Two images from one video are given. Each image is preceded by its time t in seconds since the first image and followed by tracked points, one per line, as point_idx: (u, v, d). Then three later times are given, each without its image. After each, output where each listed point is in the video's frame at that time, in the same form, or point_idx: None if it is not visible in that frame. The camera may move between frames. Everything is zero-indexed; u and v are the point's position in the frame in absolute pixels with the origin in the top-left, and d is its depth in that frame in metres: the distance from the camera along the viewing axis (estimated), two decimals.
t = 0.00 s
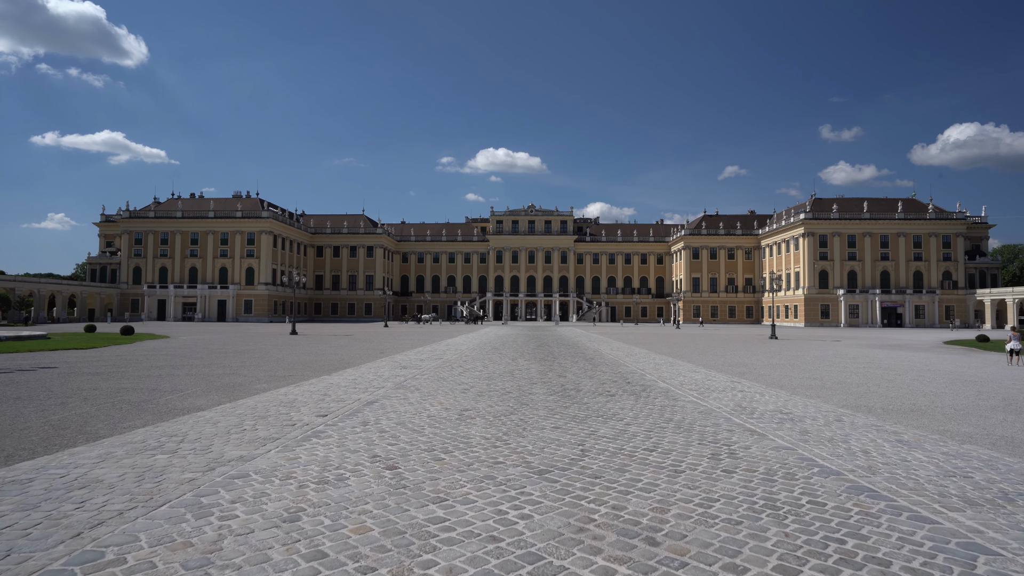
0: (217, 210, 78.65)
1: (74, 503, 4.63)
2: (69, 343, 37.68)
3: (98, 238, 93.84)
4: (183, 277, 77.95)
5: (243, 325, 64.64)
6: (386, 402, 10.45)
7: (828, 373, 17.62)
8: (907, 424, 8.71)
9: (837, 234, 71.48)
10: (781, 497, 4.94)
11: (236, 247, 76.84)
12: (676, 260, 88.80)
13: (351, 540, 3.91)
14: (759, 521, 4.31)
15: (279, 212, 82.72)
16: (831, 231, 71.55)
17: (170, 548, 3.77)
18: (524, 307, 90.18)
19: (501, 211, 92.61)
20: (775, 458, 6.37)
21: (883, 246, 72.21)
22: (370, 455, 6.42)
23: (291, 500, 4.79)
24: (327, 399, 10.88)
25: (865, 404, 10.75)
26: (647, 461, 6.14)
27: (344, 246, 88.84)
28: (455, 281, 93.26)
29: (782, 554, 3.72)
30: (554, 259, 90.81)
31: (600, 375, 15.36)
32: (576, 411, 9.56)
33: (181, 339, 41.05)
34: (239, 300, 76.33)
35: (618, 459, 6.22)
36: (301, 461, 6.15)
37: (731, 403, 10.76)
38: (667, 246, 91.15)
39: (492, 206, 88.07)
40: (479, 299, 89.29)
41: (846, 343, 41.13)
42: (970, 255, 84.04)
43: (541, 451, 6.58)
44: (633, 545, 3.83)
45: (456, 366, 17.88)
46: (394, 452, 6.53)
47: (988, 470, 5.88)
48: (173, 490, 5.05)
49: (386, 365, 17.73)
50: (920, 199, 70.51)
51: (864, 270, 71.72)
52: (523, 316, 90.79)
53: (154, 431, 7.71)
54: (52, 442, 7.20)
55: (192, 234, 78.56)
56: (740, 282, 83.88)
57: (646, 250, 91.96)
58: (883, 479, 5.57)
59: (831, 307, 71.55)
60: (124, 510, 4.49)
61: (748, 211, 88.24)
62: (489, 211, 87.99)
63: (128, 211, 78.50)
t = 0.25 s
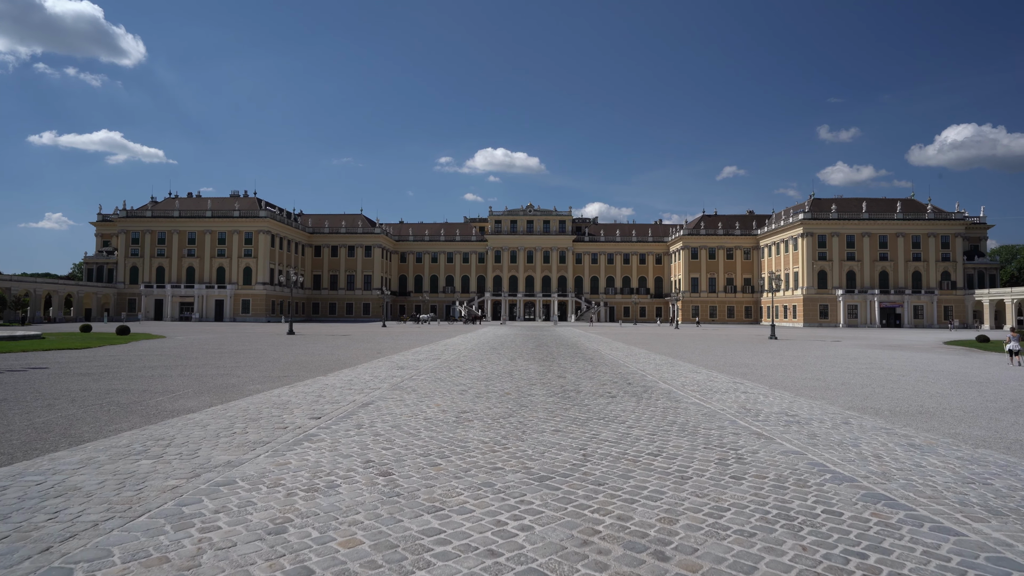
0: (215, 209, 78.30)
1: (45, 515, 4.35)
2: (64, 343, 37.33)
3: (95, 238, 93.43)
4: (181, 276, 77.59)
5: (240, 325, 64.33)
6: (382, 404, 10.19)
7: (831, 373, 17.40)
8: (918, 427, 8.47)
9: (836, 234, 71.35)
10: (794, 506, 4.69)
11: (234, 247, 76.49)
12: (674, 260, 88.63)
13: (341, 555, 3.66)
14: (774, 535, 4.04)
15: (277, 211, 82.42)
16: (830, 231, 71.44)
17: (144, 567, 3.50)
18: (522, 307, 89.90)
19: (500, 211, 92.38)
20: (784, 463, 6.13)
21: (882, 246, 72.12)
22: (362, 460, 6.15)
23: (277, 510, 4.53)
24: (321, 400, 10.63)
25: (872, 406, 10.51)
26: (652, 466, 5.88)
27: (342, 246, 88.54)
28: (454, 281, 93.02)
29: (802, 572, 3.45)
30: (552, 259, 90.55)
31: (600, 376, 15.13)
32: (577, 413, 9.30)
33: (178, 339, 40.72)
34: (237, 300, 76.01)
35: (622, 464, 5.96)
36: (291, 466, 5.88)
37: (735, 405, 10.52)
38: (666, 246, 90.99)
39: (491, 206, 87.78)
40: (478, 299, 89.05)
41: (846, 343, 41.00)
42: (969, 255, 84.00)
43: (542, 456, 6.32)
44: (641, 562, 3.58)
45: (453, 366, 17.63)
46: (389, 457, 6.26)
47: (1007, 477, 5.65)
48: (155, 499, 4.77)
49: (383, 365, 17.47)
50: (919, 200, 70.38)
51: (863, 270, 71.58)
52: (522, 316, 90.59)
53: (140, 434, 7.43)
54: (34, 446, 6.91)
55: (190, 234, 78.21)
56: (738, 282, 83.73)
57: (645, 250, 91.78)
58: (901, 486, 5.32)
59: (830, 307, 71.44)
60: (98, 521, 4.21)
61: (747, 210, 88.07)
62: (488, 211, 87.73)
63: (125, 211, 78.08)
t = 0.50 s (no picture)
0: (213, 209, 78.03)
1: (17, 530, 4.09)
2: (60, 343, 37.07)
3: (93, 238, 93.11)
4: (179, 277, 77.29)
5: (238, 326, 64.05)
6: (378, 408, 9.95)
7: (834, 375, 17.17)
8: (929, 431, 8.25)
9: (836, 234, 71.20)
10: (811, 519, 4.44)
11: (232, 247, 76.18)
12: (674, 260, 88.40)
13: None
14: (793, 553, 3.79)
15: (276, 211, 82.13)
16: (829, 231, 71.27)
17: None
18: (521, 307, 89.61)
19: (499, 211, 92.18)
20: (796, 471, 5.88)
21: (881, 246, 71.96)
22: (356, 469, 5.90)
23: (263, 524, 4.27)
24: (316, 404, 10.38)
25: (880, 409, 10.28)
26: (658, 475, 5.64)
27: (341, 246, 88.25)
28: (452, 281, 92.75)
29: None
30: (552, 259, 90.32)
31: (601, 378, 14.90)
32: (578, 418, 9.05)
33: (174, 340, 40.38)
34: (235, 301, 75.69)
35: (627, 473, 5.71)
36: (281, 475, 5.64)
37: (740, 408, 10.27)
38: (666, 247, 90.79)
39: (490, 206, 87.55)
40: (477, 299, 88.79)
41: (847, 344, 40.83)
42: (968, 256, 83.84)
43: (543, 464, 6.09)
44: None
45: (452, 367, 17.38)
46: (384, 465, 6.01)
47: None
48: (136, 512, 4.52)
49: (380, 367, 17.21)
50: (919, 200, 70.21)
51: (862, 270, 71.37)
52: (521, 316, 90.31)
53: (127, 440, 7.18)
54: (16, 453, 6.66)
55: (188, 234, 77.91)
56: (738, 282, 83.52)
57: (644, 250, 91.56)
58: (921, 497, 5.07)
59: (830, 307, 71.28)
60: (73, 537, 3.96)
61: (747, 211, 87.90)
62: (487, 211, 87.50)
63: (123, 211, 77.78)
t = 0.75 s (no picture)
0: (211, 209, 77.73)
1: None
2: (55, 343, 36.79)
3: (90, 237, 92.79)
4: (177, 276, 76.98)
5: (236, 326, 63.76)
6: (374, 408, 9.69)
7: (838, 375, 16.94)
8: (940, 433, 8.00)
9: (835, 234, 71.05)
10: (828, 528, 4.19)
11: (230, 246, 75.85)
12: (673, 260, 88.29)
13: None
14: (812, 567, 3.53)
15: (274, 211, 81.85)
16: (829, 231, 71.10)
17: None
18: (521, 307, 89.32)
19: (498, 211, 91.99)
20: (807, 475, 5.63)
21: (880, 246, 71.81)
22: (347, 473, 5.62)
23: (246, 533, 4.01)
24: (310, 404, 10.11)
25: (888, 410, 10.04)
26: (664, 480, 5.38)
27: (339, 246, 87.94)
28: (451, 281, 92.48)
29: None
30: (550, 259, 90.13)
31: (601, 378, 14.66)
32: (579, 418, 8.83)
33: (170, 339, 40.07)
34: (233, 300, 75.40)
35: (632, 478, 5.47)
36: (270, 480, 5.38)
37: (744, 409, 10.02)
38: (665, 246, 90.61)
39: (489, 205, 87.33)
40: (476, 299, 88.53)
41: (847, 343, 40.68)
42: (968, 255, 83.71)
43: (545, 467, 5.84)
44: None
45: (450, 367, 17.13)
46: (377, 469, 5.76)
47: None
48: (111, 520, 4.25)
49: (378, 367, 16.95)
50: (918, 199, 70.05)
51: (862, 270, 71.19)
52: (520, 316, 89.99)
53: (111, 443, 6.91)
54: None
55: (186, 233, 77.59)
56: (737, 282, 83.33)
57: (643, 250, 91.38)
58: (941, 503, 4.81)
59: (829, 307, 71.12)
60: (40, 548, 3.70)
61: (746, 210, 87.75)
62: (486, 210, 87.28)
63: (121, 210, 77.45)
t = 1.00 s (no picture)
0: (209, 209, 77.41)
1: None
2: (51, 344, 36.47)
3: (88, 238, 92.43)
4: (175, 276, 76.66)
5: (233, 326, 63.44)
6: (368, 412, 9.42)
7: (840, 376, 16.69)
8: (953, 437, 7.73)
9: (835, 233, 70.83)
10: (846, 544, 3.93)
11: (228, 246, 75.53)
12: (672, 260, 88.13)
13: None
14: None
15: (272, 211, 81.56)
16: (828, 230, 70.88)
17: None
18: (520, 307, 89.00)
19: (497, 211, 91.78)
20: (819, 483, 5.37)
21: (880, 246, 71.61)
22: (336, 482, 5.35)
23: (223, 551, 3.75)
24: (302, 408, 9.82)
25: (896, 412, 9.77)
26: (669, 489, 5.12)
27: (338, 246, 87.63)
28: (450, 281, 92.18)
29: None
30: (549, 259, 89.93)
31: (602, 379, 14.39)
32: (579, 422, 8.56)
33: (167, 340, 39.73)
34: (231, 301, 75.03)
35: (634, 487, 5.21)
36: (254, 490, 5.10)
37: (749, 411, 9.75)
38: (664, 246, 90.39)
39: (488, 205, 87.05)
40: (475, 299, 88.27)
41: (848, 343, 40.46)
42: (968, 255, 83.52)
43: (544, 475, 5.58)
44: None
45: (448, 368, 16.86)
46: (367, 478, 5.49)
47: None
48: (79, 536, 3.98)
49: (374, 368, 16.67)
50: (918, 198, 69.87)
51: (861, 269, 70.96)
52: (519, 316, 89.66)
53: (91, 450, 6.62)
54: None
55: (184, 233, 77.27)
56: (737, 282, 83.12)
57: (642, 250, 91.13)
58: (964, 514, 4.54)
59: (828, 307, 70.92)
60: None
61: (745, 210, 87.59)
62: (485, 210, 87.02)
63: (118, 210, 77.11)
